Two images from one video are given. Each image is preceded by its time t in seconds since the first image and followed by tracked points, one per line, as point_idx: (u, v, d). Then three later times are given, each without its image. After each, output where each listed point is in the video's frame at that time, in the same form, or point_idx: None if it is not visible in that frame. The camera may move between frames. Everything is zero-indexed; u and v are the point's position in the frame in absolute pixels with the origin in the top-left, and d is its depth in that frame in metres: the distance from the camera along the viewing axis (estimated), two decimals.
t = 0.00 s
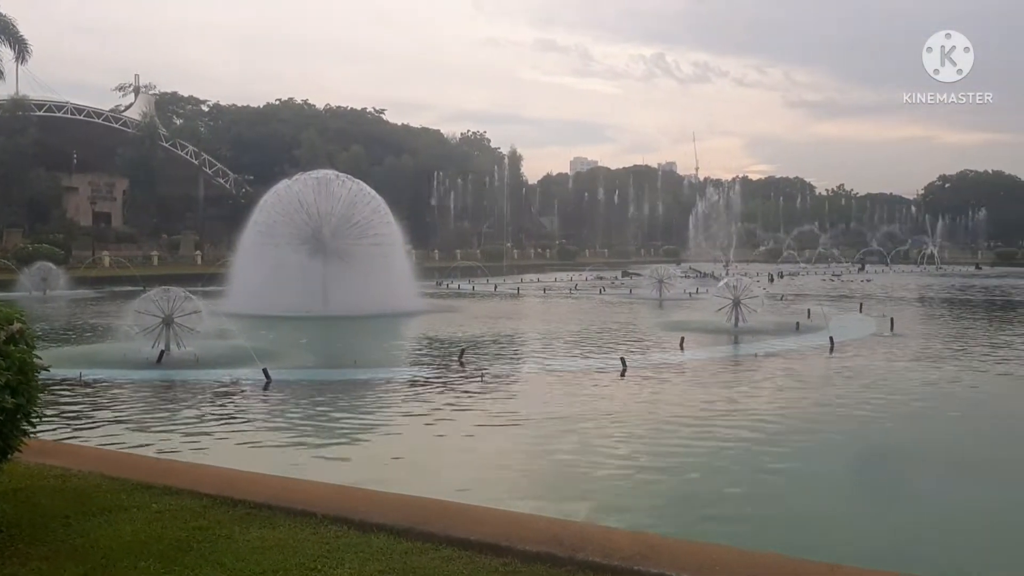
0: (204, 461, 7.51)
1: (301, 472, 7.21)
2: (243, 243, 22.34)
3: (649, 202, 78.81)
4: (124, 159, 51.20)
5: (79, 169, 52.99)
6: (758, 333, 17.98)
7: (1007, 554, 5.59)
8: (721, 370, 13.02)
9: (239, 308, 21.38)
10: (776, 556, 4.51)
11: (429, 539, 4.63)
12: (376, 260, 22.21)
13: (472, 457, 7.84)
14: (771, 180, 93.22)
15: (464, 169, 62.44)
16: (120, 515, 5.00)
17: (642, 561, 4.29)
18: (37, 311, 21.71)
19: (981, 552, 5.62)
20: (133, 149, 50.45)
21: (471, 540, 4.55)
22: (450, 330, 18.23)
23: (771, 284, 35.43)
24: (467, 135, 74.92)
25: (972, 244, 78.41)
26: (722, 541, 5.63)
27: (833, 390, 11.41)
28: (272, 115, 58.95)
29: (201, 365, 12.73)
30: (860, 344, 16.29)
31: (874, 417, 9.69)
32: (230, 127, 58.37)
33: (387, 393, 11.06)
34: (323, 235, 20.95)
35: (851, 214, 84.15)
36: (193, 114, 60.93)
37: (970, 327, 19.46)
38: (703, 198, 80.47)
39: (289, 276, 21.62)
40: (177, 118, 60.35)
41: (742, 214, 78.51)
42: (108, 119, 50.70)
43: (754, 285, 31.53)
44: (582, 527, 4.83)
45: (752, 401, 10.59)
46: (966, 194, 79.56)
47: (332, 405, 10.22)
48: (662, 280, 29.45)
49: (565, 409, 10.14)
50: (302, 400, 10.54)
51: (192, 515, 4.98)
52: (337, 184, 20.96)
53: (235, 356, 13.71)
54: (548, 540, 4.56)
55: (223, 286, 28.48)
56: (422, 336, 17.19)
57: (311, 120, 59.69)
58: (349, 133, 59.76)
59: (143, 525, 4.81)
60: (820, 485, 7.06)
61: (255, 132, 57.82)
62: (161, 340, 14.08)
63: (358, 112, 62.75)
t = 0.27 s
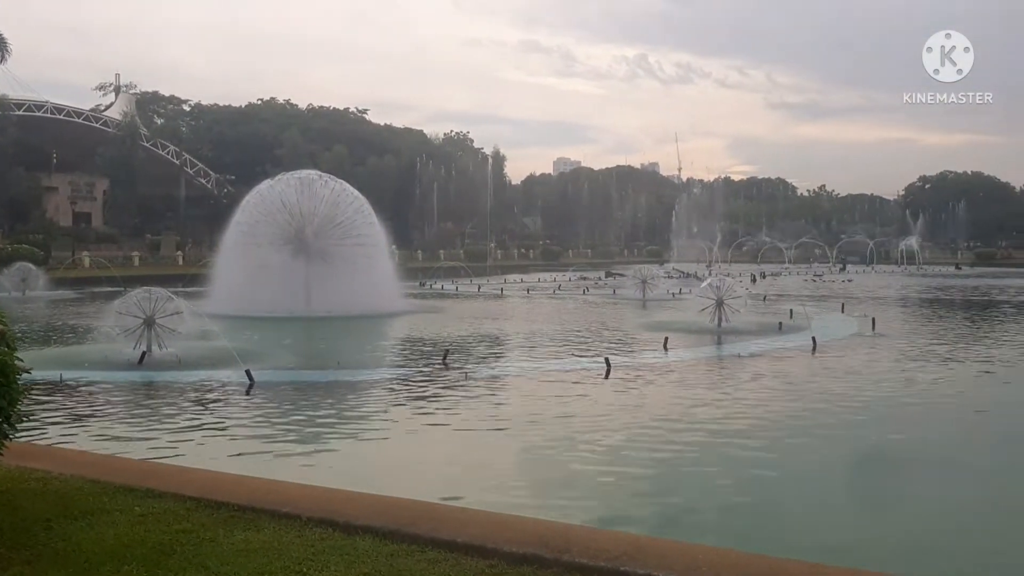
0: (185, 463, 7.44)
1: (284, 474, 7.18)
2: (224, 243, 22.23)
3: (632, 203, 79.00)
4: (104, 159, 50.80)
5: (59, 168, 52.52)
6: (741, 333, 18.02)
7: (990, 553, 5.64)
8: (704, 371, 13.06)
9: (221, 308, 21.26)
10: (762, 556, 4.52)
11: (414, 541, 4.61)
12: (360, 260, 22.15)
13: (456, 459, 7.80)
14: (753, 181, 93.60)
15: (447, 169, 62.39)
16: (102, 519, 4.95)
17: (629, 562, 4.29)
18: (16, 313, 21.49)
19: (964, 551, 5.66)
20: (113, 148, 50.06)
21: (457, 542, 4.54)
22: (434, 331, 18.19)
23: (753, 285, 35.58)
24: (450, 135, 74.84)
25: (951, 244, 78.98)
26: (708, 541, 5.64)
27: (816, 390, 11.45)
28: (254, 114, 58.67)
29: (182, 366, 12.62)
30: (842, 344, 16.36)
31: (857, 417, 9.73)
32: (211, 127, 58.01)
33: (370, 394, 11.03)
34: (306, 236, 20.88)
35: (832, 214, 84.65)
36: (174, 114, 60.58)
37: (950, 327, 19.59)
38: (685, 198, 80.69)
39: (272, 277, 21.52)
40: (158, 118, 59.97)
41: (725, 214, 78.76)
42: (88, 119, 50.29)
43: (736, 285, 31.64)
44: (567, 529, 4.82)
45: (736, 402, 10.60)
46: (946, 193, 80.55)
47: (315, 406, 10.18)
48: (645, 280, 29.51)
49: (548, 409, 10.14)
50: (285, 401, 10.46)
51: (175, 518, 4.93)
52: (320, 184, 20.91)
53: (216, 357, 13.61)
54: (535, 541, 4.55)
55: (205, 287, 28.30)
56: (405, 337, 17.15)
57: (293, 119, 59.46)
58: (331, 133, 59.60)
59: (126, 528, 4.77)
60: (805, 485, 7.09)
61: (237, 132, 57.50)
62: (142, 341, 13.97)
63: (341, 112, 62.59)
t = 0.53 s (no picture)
0: (167, 466, 7.37)
1: (266, 477, 7.14)
2: (204, 245, 22.11)
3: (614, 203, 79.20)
4: (82, 159, 50.37)
5: (36, 169, 52.05)
6: (723, 332, 18.07)
7: (969, 554, 5.68)
8: (685, 370, 13.10)
9: (202, 310, 21.11)
10: (746, 557, 4.52)
11: (399, 544, 4.59)
12: (342, 261, 22.08)
13: (439, 461, 7.78)
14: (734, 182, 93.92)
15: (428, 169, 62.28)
16: (82, 523, 4.90)
17: (613, 563, 4.29)
18: None
19: (943, 553, 5.69)
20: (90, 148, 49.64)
21: (442, 544, 4.52)
22: (415, 332, 18.14)
23: (734, 284, 35.72)
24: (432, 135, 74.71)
25: (930, 244, 79.65)
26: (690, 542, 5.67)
27: (797, 389, 11.48)
28: (233, 113, 58.35)
29: (162, 368, 12.52)
30: (823, 343, 16.41)
31: (837, 417, 9.78)
32: (190, 127, 57.61)
33: (352, 395, 10.99)
34: (287, 236, 20.80)
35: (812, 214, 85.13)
36: (153, 113, 60.20)
37: (929, 326, 19.72)
38: (667, 198, 80.91)
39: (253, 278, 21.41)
40: (137, 118, 59.57)
41: (706, 214, 79.04)
42: (65, 118, 49.84)
43: (718, 285, 31.75)
44: (551, 531, 4.82)
45: (718, 402, 10.62)
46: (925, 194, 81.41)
47: (296, 407, 10.14)
48: (628, 280, 29.55)
49: (530, 410, 10.15)
50: (266, 403, 10.40)
51: (157, 521, 4.89)
52: (301, 184, 20.85)
53: (197, 358, 13.53)
54: (519, 543, 4.53)
55: (185, 287, 28.13)
56: (387, 338, 17.10)
57: (274, 119, 59.18)
58: (312, 133, 59.39)
59: (108, 533, 4.71)
60: (787, 486, 7.12)
61: (216, 132, 57.12)
62: (122, 343, 13.86)
63: (322, 112, 62.37)
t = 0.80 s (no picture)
0: (127, 470, 7.28)
1: (230, 481, 7.08)
2: (164, 244, 21.82)
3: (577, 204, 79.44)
4: (38, 159, 49.41)
5: None
6: (685, 332, 18.22)
7: (927, 551, 5.79)
8: (648, 369, 13.20)
9: (161, 311, 20.87)
10: (711, 553, 4.58)
11: (366, 546, 4.58)
12: (304, 262, 21.90)
13: (403, 462, 7.76)
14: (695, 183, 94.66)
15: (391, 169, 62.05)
16: (42, 529, 4.82)
17: (581, 563, 4.31)
18: None
19: (903, 550, 5.80)
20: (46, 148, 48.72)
21: (408, 546, 4.51)
22: (379, 333, 18.08)
23: (697, 284, 36.02)
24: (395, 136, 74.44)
25: (887, 244, 80.98)
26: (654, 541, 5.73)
27: (757, 388, 11.63)
28: (193, 113, 57.67)
29: (122, 370, 12.34)
30: (782, 342, 16.62)
31: (797, 415, 9.91)
32: (149, 126, 56.80)
33: (316, 396, 10.93)
34: (248, 236, 20.59)
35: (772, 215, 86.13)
36: (111, 113, 59.34)
37: (885, 325, 20.05)
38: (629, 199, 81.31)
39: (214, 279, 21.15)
40: (94, 117, 58.65)
41: (668, 214, 79.58)
42: (20, 117, 48.88)
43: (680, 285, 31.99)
44: (518, 530, 4.83)
45: (680, 401, 10.71)
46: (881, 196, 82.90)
47: (260, 409, 10.06)
48: (591, 280, 29.69)
49: (495, 410, 10.16)
50: (228, 406, 10.29)
51: (120, 526, 4.83)
52: (262, 185, 20.63)
53: (158, 361, 13.35)
54: (486, 544, 4.54)
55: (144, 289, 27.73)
56: (351, 339, 17.01)
57: (234, 118, 58.58)
58: (273, 133, 58.92)
59: (70, 539, 4.64)
60: (749, 485, 7.21)
61: (175, 131, 56.37)
62: (81, 346, 13.65)
63: (284, 112, 61.88)
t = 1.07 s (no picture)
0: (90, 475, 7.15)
1: (195, 484, 7.00)
2: (125, 246, 21.52)
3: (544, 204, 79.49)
4: None
5: None
6: (653, 332, 18.28)
7: (895, 548, 5.84)
8: (616, 369, 13.24)
9: (122, 313, 20.53)
10: (683, 553, 4.58)
11: (336, 550, 4.53)
12: (270, 264, 21.68)
13: (371, 465, 7.70)
14: (661, 183, 95.11)
15: (356, 169, 61.70)
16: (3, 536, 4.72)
17: (552, 564, 4.30)
18: None
19: (870, 547, 5.85)
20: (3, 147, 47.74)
21: (379, 549, 4.46)
22: (346, 334, 17.96)
23: (664, 283, 36.18)
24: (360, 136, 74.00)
25: (849, 243, 81.93)
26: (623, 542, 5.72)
27: (724, 387, 11.69)
28: (155, 112, 56.93)
29: (83, 374, 12.13)
30: (749, 341, 16.72)
31: (764, 413, 9.98)
32: (110, 126, 55.95)
33: (282, 399, 10.84)
34: (211, 237, 20.37)
35: (737, 216, 86.81)
36: (70, 112, 58.37)
37: (850, 324, 20.26)
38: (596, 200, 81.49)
39: (176, 280, 20.85)
40: (53, 116, 57.66)
41: (635, 214, 79.86)
42: None
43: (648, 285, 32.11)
44: (490, 532, 4.80)
45: (648, 401, 10.75)
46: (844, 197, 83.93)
47: (225, 412, 9.94)
48: (559, 281, 29.73)
49: (463, 411, 10.15)
50: (192, 409, 10.15)
51: (85, 532, 4.74)
52: (226, 185, 20.48)
53: (120, 364, 13.16)
54: (457, 547, 4.51)
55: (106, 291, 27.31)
56: (317, 341, 16.87)
57: (197, 118, 57.95)
58: (236, 132, 58.38)
59: (32, 546, 4.54)
60: (718, 484, 7.24)
61: (136, 131, 55.57)
62: (41, 349, 13.40)
63: (247, 111, 61.36)
